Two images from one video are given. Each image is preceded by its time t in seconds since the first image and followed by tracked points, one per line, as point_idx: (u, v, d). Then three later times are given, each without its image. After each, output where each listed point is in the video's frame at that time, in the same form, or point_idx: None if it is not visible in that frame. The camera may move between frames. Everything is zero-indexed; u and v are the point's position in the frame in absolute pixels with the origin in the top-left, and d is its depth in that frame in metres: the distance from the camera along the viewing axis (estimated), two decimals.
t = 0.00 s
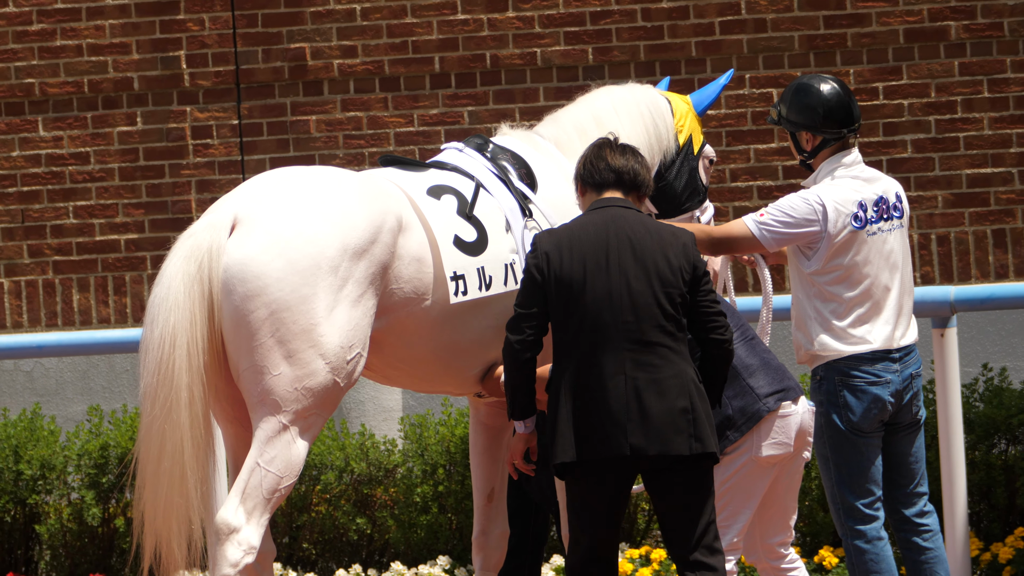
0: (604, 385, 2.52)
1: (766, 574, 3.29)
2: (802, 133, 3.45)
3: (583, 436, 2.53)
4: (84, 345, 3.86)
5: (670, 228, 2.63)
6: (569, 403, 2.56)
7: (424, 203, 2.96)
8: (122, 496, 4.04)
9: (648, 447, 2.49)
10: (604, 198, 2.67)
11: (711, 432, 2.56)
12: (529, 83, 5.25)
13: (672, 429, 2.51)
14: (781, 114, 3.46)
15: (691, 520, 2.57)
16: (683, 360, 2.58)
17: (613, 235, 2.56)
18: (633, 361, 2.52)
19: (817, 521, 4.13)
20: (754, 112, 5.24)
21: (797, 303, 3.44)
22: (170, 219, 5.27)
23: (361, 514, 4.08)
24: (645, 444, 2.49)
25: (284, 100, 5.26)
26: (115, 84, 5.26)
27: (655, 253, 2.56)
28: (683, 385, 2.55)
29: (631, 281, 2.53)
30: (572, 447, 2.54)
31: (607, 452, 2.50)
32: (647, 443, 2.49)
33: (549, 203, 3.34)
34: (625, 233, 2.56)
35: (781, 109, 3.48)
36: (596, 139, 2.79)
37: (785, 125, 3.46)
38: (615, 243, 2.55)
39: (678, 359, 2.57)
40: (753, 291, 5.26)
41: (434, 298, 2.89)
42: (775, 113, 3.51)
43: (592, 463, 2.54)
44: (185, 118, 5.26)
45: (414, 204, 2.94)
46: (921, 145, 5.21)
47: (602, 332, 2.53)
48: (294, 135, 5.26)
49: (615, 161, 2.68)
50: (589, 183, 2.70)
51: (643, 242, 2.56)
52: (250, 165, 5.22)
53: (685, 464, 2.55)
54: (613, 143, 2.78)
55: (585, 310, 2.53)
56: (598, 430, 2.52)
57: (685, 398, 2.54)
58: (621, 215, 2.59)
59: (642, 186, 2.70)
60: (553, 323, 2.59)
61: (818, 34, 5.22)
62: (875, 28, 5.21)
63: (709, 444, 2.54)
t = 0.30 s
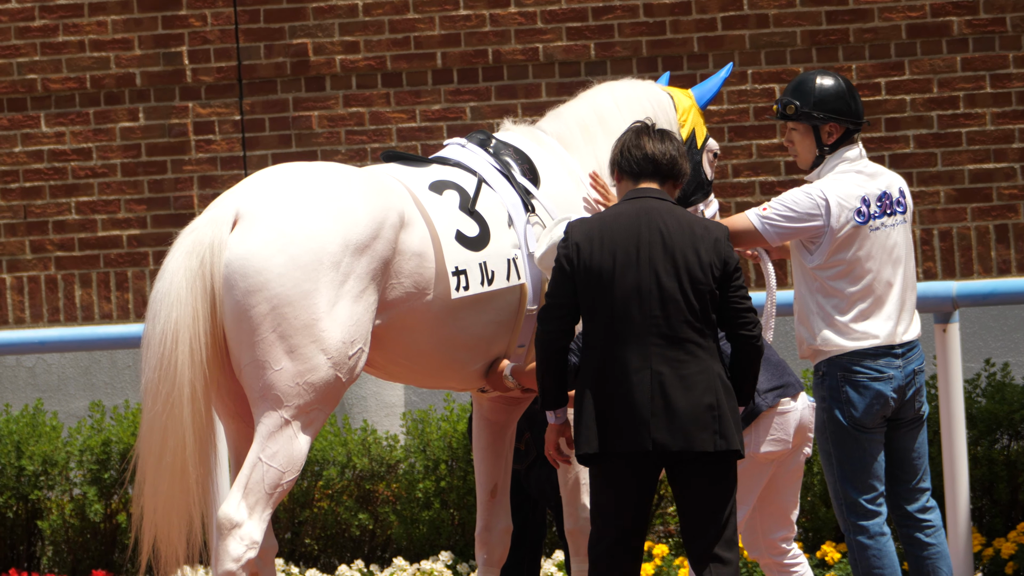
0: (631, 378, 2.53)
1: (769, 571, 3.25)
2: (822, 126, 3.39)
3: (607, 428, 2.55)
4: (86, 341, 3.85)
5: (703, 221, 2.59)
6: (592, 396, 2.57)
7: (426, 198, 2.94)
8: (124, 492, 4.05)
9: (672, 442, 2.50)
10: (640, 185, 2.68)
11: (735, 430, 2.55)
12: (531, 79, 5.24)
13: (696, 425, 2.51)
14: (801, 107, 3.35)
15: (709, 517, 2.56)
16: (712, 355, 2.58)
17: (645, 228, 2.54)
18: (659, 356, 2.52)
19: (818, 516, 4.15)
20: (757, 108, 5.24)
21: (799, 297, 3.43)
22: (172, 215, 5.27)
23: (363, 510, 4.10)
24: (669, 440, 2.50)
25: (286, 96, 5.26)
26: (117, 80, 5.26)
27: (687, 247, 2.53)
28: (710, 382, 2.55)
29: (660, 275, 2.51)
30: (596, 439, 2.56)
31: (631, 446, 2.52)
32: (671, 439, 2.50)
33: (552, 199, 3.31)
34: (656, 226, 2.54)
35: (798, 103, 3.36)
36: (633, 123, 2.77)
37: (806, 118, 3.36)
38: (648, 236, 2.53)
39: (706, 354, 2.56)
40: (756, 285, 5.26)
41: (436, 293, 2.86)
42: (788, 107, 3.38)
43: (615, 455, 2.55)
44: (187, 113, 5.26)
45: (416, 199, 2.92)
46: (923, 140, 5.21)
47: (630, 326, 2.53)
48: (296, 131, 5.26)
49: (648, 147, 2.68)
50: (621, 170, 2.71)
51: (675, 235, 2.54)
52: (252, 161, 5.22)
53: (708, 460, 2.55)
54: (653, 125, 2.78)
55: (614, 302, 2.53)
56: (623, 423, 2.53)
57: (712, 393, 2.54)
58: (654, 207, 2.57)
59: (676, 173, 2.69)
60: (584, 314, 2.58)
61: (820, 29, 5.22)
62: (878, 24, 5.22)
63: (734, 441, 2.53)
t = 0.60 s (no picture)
0: (663, 372, 2.54)
1: (769, 568, 3.26)
2: (827, 122, 3.38)
3: (635, 422, 2.55)
4: (89, 336, 3.88)
5: (738, 218, 2.64)
6: (623, 389, 2.59)
7: (427, 193, 2.94)
8: (126, 488, 4.06)
9: (700, 440, 2.50)
10: (674, 180, 2.71)
11: (762, 428, 2.59)
12: (532, 75, 5.24)
13: (725, 421, 2.53)
14: (809, 102, 3.33)
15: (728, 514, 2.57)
16: (743, 352, 2.61)
17: (682, 223, 2.57)
18: (691, 350, 2.54)
19: (819, 512, 4.15)
20: (757, 103, 5.24)
21: (800, 292, 3.43)
22: (173, 211, 5.27)
23: (364, 506, 4.11)
24: (696, 436, 2.50)
25: (287, 92, 5.26)
26: (118, 76, 5.26)
27: (723, 243, 2.57)
28: (739, 377, 2.57)
29: (696, 270, 2.55)
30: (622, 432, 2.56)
31: (659, 441, 2.52)
32: (699, 436, 2.50)
33: (552, 194, 3.30)
34: (694, 221, 2.57)
35: (805, 98, 3.34)
36: (661, 114, 2.80)
37: (814, 113, 3.34)
38: (687, 231, 2.57)
39: (737, 351, 2.59)
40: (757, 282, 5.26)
41: (437, 287, 2.86)
42: (795, 103, 3.35)
43: (640, 450, 2.55)
44: (188, 110, 5.26)
45: (418, 194, 2.92)
46: (924, 136, 5.21)
47: (664, 319, 2.55)
48: (297, 127, 5.26)
49: (683, 139, 2.70)
50: (654, 164, 2.72)
51: (712, 231, 2.58)
52: (253, 157, 5.22)
53: (732, 457, 2.58)
54: (681, 116, 2.80)
55: (650, 296, 2.55)
56: (652, 417, 2.53)
57: (742, 389, 2.57)
58: (691, 202, 2.60)
59: (709, 166, 2.73)
60: (616, 306, 2.59)
61: (821, 25, 5.23)
62: (878, 20, 5.22)
63: (761, 440, 2.56)
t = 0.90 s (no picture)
0: (677, 368, 2.54)
1: (772, 564, 3.25)
2: (830, 116, 3.38)
3: (650, 417, 2.55)
4: (87, 333, 3.87)
5: (747, 212, 2.66)
6: (636, 383, 2.57)
7: (425, 187, 2.93)
8: (126, 484, 4.06)
9: (715, 434, 2.52)
10: (681, 175, 2.71)
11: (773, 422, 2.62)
12: (532, 69, 5.24)
13: (738, 414, 2.55)
14: (814, 94, 3.32)
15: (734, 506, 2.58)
16: (753, 346, 2.63)
17: (693, 217, 2.58)
18: (704, 346, 2.55)
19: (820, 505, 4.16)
20: (757, 97, 5.24)
21: (799, 285, 3.43)
22: (173, 207, 5.27)
23: (365, 500, 4.12)
24: (711, 430, 2.52)
25: (287, 87, 5.26)
26: (118, 72, 5.26)
27: (735, 237, 2.59)
28: (750, 372, 2.60)
29: (708, 265, 2.55)
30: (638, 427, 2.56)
31: (675, 436, 2.52)
32: (715, 432, 2.52)
33: (549, 188, 3.28)
34: (705, 216, 2.58)
35: (810, 90, 3.33)
36: (663, 107, 2.80)
37: (818, 106, 3.34)
38: (699, 226, 2.57)
39: (747, 345, 2.61)
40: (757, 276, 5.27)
41: (437, 283, 2.85)
42: (800, 94, 3.34)
43: (656, 445, 2.55)
44: (188, 105, 5.26)
45: (416, 189, 2.90)
46: (924, 129, 5.21)
47: (677, 314, 2.55)
48: (298, 122, 5.26)
49: (688, 134, 2.70)
50: (660, 160, 2.72)
51: (723, 225, 2.59)
52: (254, 152, 5.22)
53: (742, 451, 2.59)
54: (682, 110, 2.80)
55: (663, 291, 2.55)
56: (667, 412, 2.54)
57: (754, 383, 2.60)
58: (702, 197, 2.61)
59: (714, 160, 2.73)
60: (628, 301, 2.58)
61: (820, 18, 5.23)
62: (878, 13, 5.22)
63: (772, 433, 2.60)
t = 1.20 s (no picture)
0: (679, 363, 2.53)
1: (775, 559, 3.24)
2: (830, 110, 3.37)
3: (653, 413, 2.54)
4: (86, 329, 3.87)
5: (745, 205, 2.67)
6: (639, 379, 2.56)
7: (421, 182, 2.92)
8: (126, 480, 4.06)
9: (717, 428, 2.52)
10: (676, 168, 2.71)
11: (773, 414, 2.63)
12: (531, 64, 5.24)
13: (739, 408, 2.55)
14: (815, 88, 3.32)
15: (733, 499, 2.58)
16: (752, 340, 2.63)
17: (693, 211, 2.57)
18: (706, 340, 2.55)
19: (820, 499, 4.17)
20: (756, 91, 5.24)
21: (797, 280, 3.42)
22: (172, 203, 5.27)
23: (365, 496, 4.12)
24: (714, 424, 2.52)
25: (286, 83, 5.26)
26: (117, 68, 5.26)
27: (734, 231, 2.59)
28: (750, 365, 2.60)
29: (710, 258, 2.55)
30: (641, 422, 2.54)
31: (679, 431, 2.52)
32: (718, 426, 2.52)
33: (545, 183, 3.28)
34: (705, 209, 2.58)
35: (811, 84, 3.33)
36: (656, 101, 2.80)
37: (818, 100, 3.33)
38: (698, 220, 2.57)
39: (747, 338, 2.61)
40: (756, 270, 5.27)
41: (434, 277, 2.84)
42: (801, 87, 3.33)
43: (660, 441, 2.54)
44: (187, 101, 5.26)
45: (412, 183, 2.90)
46: (923, 122, 5.21)
47: (679, 308, 2.54)
48: (296, 117, 5.26)
49: (682, 127, 2.71)
50: (655, 155, 2.71)
51: (722, 218, 2.59)
52: (253, 148, 5.22)
53: (743, 446, 2.58)
54: (674, 103, 2.80)
55: (665, 287, 2.54)
56: (670, 407, 2.53)
57: (754, 376, 2.61)
58: (700, 190, 2.61)
59: (708, 152, 2.74)
60: (630, 297, 2.56)
61: (819, 12, 5.23)
62: (877, 7, 5.22)
63: (772, 425, 2.61)
